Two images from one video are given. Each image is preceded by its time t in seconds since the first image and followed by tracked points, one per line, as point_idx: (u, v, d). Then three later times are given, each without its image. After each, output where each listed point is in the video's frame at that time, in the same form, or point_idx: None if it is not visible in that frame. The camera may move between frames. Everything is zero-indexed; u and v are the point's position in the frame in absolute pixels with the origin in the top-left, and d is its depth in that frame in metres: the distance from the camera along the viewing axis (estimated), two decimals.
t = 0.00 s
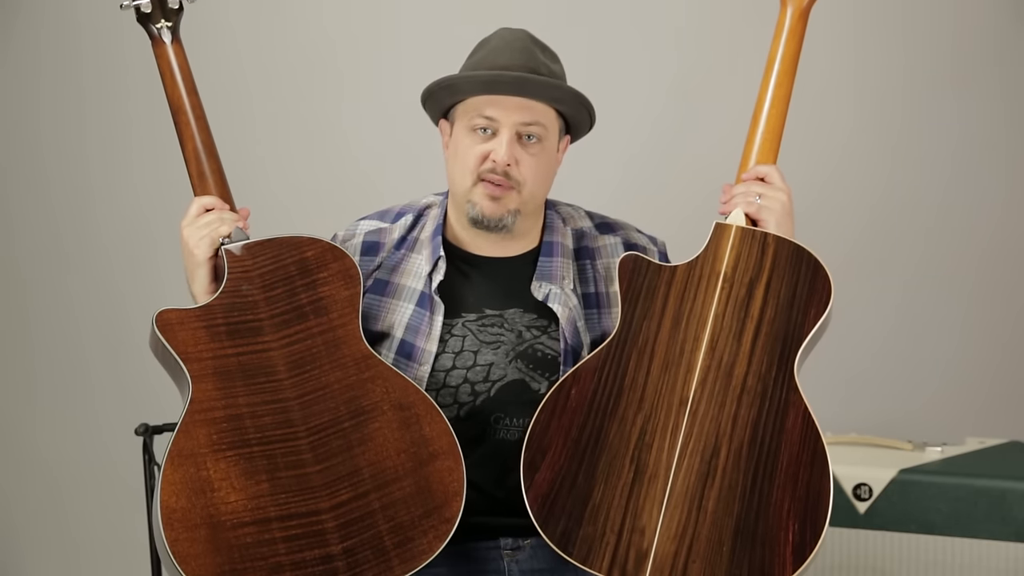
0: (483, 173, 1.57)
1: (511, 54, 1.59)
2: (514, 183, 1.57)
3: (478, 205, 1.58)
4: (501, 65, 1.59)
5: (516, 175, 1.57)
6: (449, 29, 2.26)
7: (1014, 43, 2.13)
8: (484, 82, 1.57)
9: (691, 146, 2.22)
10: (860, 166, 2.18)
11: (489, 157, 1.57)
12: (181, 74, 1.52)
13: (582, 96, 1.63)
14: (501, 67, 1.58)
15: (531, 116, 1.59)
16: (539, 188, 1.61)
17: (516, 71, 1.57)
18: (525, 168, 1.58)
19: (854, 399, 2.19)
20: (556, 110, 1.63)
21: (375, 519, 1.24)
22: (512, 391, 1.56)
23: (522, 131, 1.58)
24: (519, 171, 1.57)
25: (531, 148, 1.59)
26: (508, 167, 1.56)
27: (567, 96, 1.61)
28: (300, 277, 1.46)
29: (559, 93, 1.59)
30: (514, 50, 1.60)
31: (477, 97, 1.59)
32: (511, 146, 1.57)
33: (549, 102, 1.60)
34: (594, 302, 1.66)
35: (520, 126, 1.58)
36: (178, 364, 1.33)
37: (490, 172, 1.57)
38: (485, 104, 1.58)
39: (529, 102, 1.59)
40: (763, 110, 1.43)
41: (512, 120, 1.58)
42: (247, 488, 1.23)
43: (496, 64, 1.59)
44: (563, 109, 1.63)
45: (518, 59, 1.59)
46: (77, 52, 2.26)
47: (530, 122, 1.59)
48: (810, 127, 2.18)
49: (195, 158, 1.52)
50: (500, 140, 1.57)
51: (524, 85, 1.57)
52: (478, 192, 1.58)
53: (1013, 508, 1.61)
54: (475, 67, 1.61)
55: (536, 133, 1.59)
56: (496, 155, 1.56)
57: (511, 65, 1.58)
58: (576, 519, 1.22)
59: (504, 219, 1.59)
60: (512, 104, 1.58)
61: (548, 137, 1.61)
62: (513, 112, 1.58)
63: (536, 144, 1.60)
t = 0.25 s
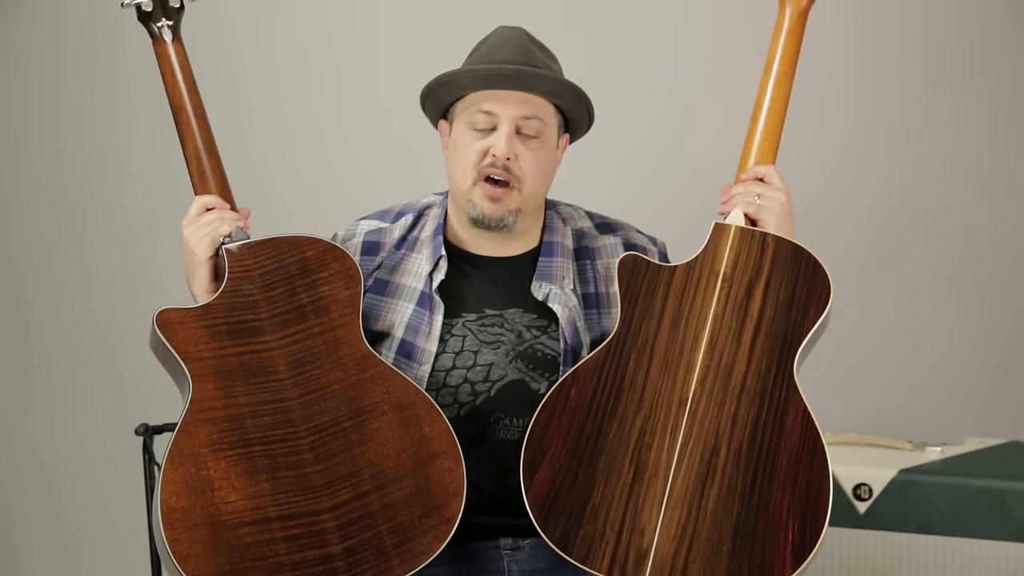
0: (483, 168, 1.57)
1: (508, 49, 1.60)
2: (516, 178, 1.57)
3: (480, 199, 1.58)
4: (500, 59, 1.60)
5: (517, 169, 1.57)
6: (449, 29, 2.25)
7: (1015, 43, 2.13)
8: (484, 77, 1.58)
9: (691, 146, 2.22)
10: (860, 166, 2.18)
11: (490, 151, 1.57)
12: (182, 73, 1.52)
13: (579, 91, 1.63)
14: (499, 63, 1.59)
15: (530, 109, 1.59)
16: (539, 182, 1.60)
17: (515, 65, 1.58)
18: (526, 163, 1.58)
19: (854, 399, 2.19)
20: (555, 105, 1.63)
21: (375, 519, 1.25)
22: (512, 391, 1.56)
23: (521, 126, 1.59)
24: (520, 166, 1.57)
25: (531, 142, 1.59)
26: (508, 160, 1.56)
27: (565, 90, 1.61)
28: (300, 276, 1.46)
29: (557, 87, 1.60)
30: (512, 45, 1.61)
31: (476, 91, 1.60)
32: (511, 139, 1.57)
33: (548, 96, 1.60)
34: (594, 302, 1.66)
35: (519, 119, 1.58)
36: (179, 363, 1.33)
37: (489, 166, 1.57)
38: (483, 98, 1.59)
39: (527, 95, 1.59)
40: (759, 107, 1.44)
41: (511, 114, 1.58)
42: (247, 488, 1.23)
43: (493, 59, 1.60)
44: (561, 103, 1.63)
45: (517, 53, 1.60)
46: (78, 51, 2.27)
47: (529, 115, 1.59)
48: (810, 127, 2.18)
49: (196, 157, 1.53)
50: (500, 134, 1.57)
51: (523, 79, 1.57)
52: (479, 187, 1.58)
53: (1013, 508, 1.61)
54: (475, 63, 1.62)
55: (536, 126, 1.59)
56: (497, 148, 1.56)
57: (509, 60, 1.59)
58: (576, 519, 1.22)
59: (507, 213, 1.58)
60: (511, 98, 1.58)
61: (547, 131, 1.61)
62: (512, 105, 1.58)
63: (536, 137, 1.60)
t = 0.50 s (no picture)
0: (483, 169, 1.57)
1: (504, 49, 1.60)
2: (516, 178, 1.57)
3: (480, 200, 1.58)
4: (496, 61, 1.60)
5: (516, 169, 1.57)
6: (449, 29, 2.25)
7: (1014, 43, 2.14)
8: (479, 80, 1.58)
9: (691, 146, 2.22)
10: (860, 166, 2.18)
11: (489, 152, 1.56)
12: (183, 73, 1.52)
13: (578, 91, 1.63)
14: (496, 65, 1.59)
15: (528, 109, 1.59)
16: (539, 182, 1.60)
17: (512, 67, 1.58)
18: (525, 163, 1.58)
19: (854, 399, 2.19)
20: (554, 106, 1.63)
21: (376, 519, 1.25)
22: (512, 391, 1.56)
23: (520, 127, 1.59)
24: (519, 166, 1.57)
25: (530, 142, 1.59)
26: (508, 161, 1.56)
27: (563, 91, 1.61)
28: (301, 276, 1.46)
29: (555, 88, 1.60)
30: (508, 46, 1.61)
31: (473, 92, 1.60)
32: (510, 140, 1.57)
33: (546, 97, 1.60)
34: (594, 302, 1.66)
35: (518, 121, 1.58)
36: (180, 363, 1.33)
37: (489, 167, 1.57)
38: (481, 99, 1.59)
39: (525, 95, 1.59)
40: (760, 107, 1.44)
41: (509, 115, 1.58)
42: (248, 488, 1.23)
43: (490, 61, 1.60)
44: (560, 105, 1.63)
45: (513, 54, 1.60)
46: (77, 50, 2.27)
47: (527, 115, 1.59)
48: (810, 127, 2.18)
49: (196, 157, 1.53)
50: (498, 135, 1.57)
51: (521, 81, 1.57)
52: (479, 187, 1.58)
53: (1013, 508, 1.61)
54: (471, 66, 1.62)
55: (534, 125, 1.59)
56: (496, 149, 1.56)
57: (506, 62, 1.59)
58: (576, 519, 1.22)
59: (508, 213, 1.58)
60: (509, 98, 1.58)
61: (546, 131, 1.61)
62: (509, 106, 1.58)
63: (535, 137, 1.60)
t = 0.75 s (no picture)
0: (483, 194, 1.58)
1: (503, 69, 1.56)
2: (516, 205, 1.58)
3: (481, 222, 1.59)
4: (496, 86, 1.56)
5: (517, 196, 1.58)
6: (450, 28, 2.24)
7: (1016, 44, 2.14)
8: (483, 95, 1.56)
9: (692, 146, 2.22)
10: (863, 164, 2.16)
11: (489, 180, 1.56)
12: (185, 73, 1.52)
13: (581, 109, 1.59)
14: (496, 91, 1.56)
15: (530, 134, 1.56)
16: (540, 202, 1.60)
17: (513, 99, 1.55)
18: (526, 189, 1.58)
19: (855, 398, 2.18)
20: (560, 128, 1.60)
21: (375, 518, 1.25)
22: (511, 389, 1.56)
23: (521, 152, 1.56)
24: (520, 192, 1.58)
25: (531, 166, 1.57)
26: (508, 189, 1.57)
27: (569, 116, 1.59)
28: (302, 276, 1.47)
29: (560, 115, 1.57)
30: (508, 68, 1.56)
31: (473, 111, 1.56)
32: (510, 168, 1.56)
33: (550, 118, 1.57)
34: (595, 301, 1.67)
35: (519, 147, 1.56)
36: (181, 363, 1.33)
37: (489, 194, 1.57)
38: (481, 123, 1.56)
39: (526, 119, 1.55)
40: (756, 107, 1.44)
41: (510, 141, 1.56)
42: (248, 486, 1.23)
43: (490, 85, 1.56)
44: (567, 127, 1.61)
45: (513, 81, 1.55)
46: (76, 50, 2.26)
47: (528, 141, 1.56)
48: (814, 126, 2.16)
49: (199, 156, 1.53)
50: (499, 162, 1.56)
51: (524, 112, 1.55)
52: (479, 210, 1.59)
53: (1013, 508, 1.61)
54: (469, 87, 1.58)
55: (536, 150, 1.57)
56: (496, 177, 1.56)
57: (505, 88, 1.55)
58: (575, 518, 1.22)
59: (508, 235, 1.61)
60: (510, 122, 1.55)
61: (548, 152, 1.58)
62: (510, 131, 1.55)
63: (537, 161, 1.57)
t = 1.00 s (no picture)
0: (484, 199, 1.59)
1: (507, 75, 1.56)
2: (517, 210, 1.59)
3: (481, 226, 1.61)
4: (500, 93, 1.56)
5: (518, 202, 1.59)
6: (450, 30, 2.24)
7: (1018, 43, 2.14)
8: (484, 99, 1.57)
9: (693, 146, 2.22)
10: (864, 166, 2.16)
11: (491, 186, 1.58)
12: (182, 74, 1.52)
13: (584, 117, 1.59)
14: (499, 98, 1.56)
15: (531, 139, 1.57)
16: (542, 207, 1.61)
17: (516, 107, 1.56)
18: (528, 194, 1.59)
19: (855, 398, 2.19)
20: (564, 137, 1.61)
21: (375, 519, 1.25)
22: (511, 391, 1.56)
23: (523, 158, 1.57)
24: (522, 198, 1.59)
25: (533, 172, 1.58)
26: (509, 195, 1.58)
27: (574, 125, 1.59)
28: (300, 277, 1.46)
29: (565, 124, 1.58)
30: (512, 74, 1.56)
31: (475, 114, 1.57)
32: (512, 174, 1.57)
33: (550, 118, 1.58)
34: (595, 302, 1.67)
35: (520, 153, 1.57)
36: (180, 364, 1.33)
37: (490, 199, 1.59)
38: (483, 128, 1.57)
39: (528, 125, 1.56)
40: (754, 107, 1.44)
41: (512, 147, 1.57)
42: (247, 487, 1.23)
43: (493, 92, 1.57)
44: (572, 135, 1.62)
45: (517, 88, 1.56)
46: (74, 50, 2.26)
47: (530, 147, 1.57)
48: (816, 128, 2.16)
49: (196, 157, 1.53)
50: (500, 168, 1.57)
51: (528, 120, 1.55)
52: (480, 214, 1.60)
53: (1013, 508, 1.61)
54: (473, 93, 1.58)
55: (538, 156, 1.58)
56: (497, 183, 1.58)
57: (510, 95, 1.56)
58: (576, 519, 1.23)
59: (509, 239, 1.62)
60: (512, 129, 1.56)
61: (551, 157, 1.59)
62: (512, 137, 1.56)
63: (539, 166, 1.58)
